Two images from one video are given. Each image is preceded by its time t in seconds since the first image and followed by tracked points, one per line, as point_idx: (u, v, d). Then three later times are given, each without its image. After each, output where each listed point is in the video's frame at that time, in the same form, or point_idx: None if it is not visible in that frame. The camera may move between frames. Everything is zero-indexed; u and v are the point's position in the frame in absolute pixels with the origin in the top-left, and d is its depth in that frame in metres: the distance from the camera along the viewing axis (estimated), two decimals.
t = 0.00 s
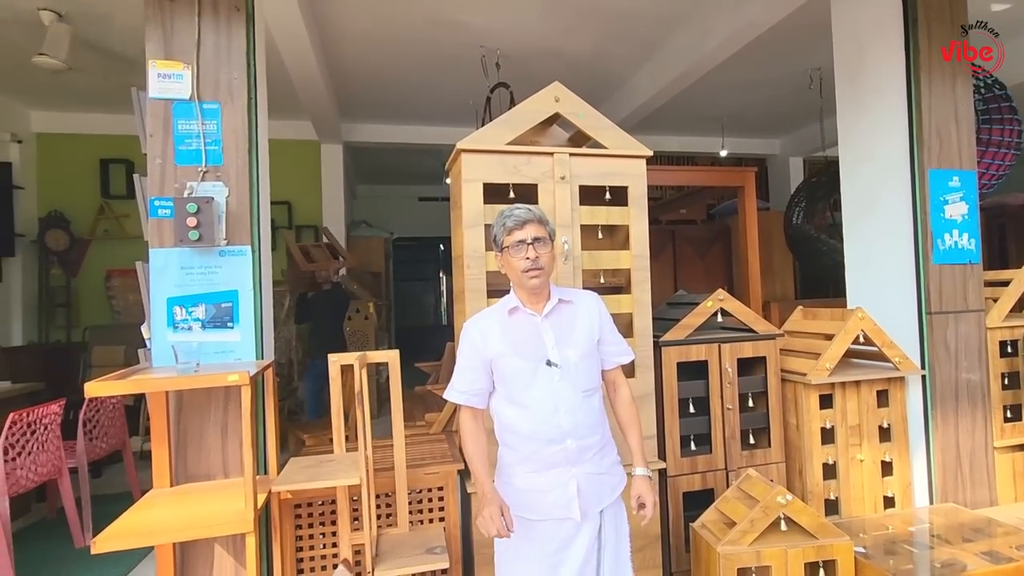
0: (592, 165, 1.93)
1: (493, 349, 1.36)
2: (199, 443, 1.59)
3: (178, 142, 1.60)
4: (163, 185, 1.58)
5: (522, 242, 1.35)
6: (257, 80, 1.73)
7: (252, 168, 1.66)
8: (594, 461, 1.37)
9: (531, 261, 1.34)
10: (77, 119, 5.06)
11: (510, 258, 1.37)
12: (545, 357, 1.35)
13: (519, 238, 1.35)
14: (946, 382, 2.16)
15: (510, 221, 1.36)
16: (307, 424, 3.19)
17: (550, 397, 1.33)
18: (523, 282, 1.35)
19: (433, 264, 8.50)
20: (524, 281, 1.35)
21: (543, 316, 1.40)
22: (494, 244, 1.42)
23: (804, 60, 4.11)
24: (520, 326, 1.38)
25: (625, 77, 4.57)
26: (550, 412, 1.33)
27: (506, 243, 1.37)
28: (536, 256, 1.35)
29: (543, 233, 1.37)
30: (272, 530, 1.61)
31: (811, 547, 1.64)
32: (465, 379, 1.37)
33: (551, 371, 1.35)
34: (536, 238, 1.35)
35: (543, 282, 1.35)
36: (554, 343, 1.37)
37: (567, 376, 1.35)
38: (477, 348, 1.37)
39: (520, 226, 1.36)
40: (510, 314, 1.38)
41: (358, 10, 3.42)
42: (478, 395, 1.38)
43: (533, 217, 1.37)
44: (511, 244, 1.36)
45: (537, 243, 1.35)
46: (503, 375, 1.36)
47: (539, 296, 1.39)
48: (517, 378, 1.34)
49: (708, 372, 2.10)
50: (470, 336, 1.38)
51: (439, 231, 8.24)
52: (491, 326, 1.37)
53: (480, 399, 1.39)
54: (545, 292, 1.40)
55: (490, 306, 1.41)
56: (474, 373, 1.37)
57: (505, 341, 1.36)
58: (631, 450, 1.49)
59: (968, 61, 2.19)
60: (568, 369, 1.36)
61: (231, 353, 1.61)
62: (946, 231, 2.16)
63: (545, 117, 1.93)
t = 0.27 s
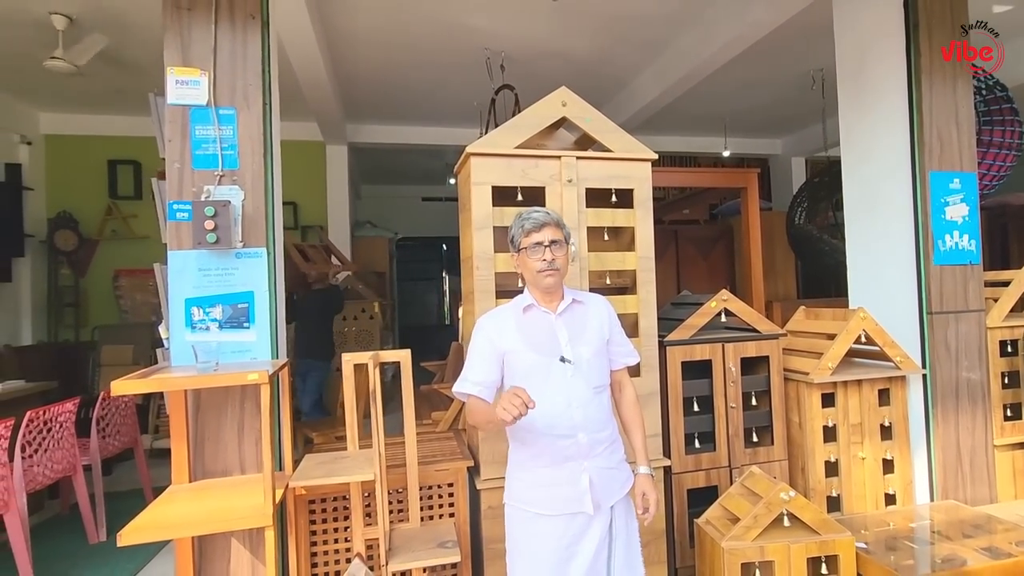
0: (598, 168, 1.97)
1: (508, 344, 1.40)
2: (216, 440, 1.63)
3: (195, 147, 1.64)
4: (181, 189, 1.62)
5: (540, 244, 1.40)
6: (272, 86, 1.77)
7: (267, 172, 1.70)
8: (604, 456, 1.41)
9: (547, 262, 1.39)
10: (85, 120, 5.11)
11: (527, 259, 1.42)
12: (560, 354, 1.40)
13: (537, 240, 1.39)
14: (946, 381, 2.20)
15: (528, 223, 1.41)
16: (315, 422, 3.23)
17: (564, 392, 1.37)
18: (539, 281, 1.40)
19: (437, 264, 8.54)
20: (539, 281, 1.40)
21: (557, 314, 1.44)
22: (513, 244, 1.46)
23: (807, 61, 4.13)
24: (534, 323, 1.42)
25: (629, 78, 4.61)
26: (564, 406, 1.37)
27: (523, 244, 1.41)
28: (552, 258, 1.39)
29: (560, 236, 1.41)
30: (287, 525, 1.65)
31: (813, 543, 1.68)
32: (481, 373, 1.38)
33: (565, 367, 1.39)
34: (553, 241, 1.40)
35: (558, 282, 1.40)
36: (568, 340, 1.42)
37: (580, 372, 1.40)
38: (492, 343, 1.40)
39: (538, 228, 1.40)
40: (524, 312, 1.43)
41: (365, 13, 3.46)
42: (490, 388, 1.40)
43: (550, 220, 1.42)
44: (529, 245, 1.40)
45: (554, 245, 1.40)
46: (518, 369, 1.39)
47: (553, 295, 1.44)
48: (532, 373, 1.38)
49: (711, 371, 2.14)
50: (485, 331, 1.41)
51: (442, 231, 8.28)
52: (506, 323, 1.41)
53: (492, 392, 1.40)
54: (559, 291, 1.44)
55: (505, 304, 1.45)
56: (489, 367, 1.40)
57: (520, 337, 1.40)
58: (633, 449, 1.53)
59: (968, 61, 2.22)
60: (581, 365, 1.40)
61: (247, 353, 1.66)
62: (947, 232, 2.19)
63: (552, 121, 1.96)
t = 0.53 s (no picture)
0: (601, 171, 2.01)
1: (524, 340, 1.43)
2: (229, 437, 1.67)
3: (208, 151, 1.68)
4: (194, 192, 1.66)
5: (554, 243, 1.43)
6: (282, 90, 1.80)
7: (278, 175, 1.74)
8: (616, 452, 1.45)
9: (561, 261, 1.42)
10: (88, 121, 5.13)
11: (542, 258, 1.45)
12: (574, 350, 1.44)
13: (552, 239, 1.42)
14: (941, 380, 2.24)
15: (543, 224, 1.44)
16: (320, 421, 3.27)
17: (578, 388, 1.42)
18: (554, 279, 1.43)
19: (437, 264, 8.58)
20: (554, 279, 1.44)
21: (571, 312, 1.49)
22: (527, 246, 1.49)
23: (805, 63, 4.18)
24: (550, 319, 1.46)
25: (629, 80, 4.65)
26: (578, 401, 1.41)
27: (538, 244, 1.44)
28: (567, 257, 1.43)
29: (574, 236, 1.44)
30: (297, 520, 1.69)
31: (812, 537, 1.72)
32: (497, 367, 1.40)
33: (579, 362, 1.43)
34: (567, 240, 1.43)
35: (574, 280, 1.44)
36: (582, 337, 1.46)
37: (593, 368, 1.44)
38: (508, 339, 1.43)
39: (552, 229, 1.43)
40: (540, 309, 1.47)
41: (368, 16, 3.50)
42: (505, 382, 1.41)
43: (564, 220, 1.45)
44: (544, 245, 1.43)
45: (568, 245, 1.43)
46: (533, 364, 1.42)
47: (568, 294, 1.48)
48: (548, 368, 1.42)
49: (712, 370, 2.18)
50: (501, 327, 1.45)
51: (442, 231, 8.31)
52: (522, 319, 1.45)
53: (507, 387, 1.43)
54: (574, 289, 1.49)
55: (521, 301, 1.49)
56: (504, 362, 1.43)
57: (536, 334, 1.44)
58: (642, 450, 1.58)
59: (966, 61, 2.26)
60: (595, 361, 1.45)
61: (260, 351, 1.69)
62: (943, 233, 2.24)
63: (556, 124, 2.00)
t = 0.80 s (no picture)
0: (601, 173, 2.05)
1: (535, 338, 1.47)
2: (236, 435, 1.70)
3: (215, 153, 1.70)
4: (201, 194, 1.69)
5: (567, 242, 1.46)
6: (287, 93, 1.83)
7: (283, 177, 1.77)
8: (625, 448, 1.48)
9: (574, 260, 1.45)
10: (86, 120, 5.14)
11: (555, 257, 1.48)
12: (585, 348, 1.48)
13: (565, 238, 1.45)
14: (933, 378, 2.29)
15: (557, 223, 1.47)
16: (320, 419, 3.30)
17: (589, 384, 1.45)
18: (566, 278, 1.47)
19: (435, 263, 8.60)
20: (565, 278, 1.47)
21: (582, 311, 1.52)
22: (540, 244, 1.52)
23: (800, 65, 4.22)
24: (561, 317, 1.50)
25: (626, 81, 4.68)
26: (588, 398, 1.45)
27: (552, 243, 1.47)
28: (578, 257, 1.46)
29: (586, 236, 1.47)
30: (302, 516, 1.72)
31: (806, 531, 1.77)
32: (508, 364, 1.42)
33: (590, 360, 1.47)
34: (579, 240, 1.46)
35: (584, 278, 1.47)
36: (593, 336, 1.50)
37: (603, 366, 1.48)
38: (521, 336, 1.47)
39: (565, 228, 1.46)
40: (551, 308, 1.51)
41: (367, 17, 3.52)
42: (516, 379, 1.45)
43: (577, 221, 1.48)
44: (557, 243, 1.46)
45: (580, 244, 1.46)
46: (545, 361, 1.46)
47: (579, 292, 1.52)
48: (559, 366, 1.46)
49: (709, 368, 2.22)
50: (513, 324, 1.48)
51: (440, 231, 8.34)
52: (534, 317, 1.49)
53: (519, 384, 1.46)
54: (585, 288, 1.52)
55: (533, 300, 1.53)
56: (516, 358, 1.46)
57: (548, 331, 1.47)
58: (654, 448, 1.62)
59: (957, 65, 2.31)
60: (605, 359, 1.48)
61: (265, 350, 1.72)
62: (934, 234, 2.28)
63: (556, 127, 2.04)
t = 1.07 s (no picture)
0: (599, 173, 2.08)
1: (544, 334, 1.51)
2: (241, 431, 1.73)
3: (220, 153, 1.73)
4: (206, 193, 1.72)
5: (579, 240, 1.50)
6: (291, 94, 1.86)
7: (287, 176, 1.79)
8: (629, 445, 1.52)
9: (586, 258, 1.49)
10: (83, 119, 5.14)
11: (567, 254, 1.52)
12: (592, 346, 1.51)
13: (577, 236, 1.49)
14: (923, 374, 2.34)
15: (570, 221, 1.51)
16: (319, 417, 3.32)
17: (596, 382, 1.49)
18: (577, 276, 1.51)
19: (431, 262, 8.62)
20: (577, 276, 1.51)
21: (591, 309, 1.56)
22: (552, 241, 1.56)
23: (794, 66, 4.27)
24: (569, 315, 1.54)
25: (623, 81, 4.72)
26: (594, 395, 1.48)
27: (564, 240, 1.51)
28: (590, 255, 1.50)
29: (598, 235, 1.51)
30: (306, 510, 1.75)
31: (799, 523, 1.81)
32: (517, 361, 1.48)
33: (597, 358, 1.50)
34: (592, 238, 1.50)
35: (595, 277, 1.51)
36: (601, 334, 1.53)
37: (610, 364, 1.51)
38: (529, 332, 1.51)
39: (578, 226, 1.50)
40: (561, 304, 1.55)
41: (366, 17, 3.55)
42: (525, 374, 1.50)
43: (590, 220, 1.52)
44: (570, 241, 1.50)
45: (593, 242, 1.50)
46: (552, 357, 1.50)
47: (590, 290, 1.56)
48: (566, 362, 1.50)
49: (704, 365, 2.26)
50: (523, 320, 1.53)
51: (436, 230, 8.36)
52: (543, 314, 1.53)
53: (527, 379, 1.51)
54: (595, 287, 1.56)
55: (543, 296, 1.57)
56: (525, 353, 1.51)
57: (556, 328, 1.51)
58: (661, 445, 1.66)
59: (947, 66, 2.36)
60: (611, 357, 1.52)
61: (270, 347, 1.75)
62: (925, 234, 2.33)
63: (555, 128, 2.07)
